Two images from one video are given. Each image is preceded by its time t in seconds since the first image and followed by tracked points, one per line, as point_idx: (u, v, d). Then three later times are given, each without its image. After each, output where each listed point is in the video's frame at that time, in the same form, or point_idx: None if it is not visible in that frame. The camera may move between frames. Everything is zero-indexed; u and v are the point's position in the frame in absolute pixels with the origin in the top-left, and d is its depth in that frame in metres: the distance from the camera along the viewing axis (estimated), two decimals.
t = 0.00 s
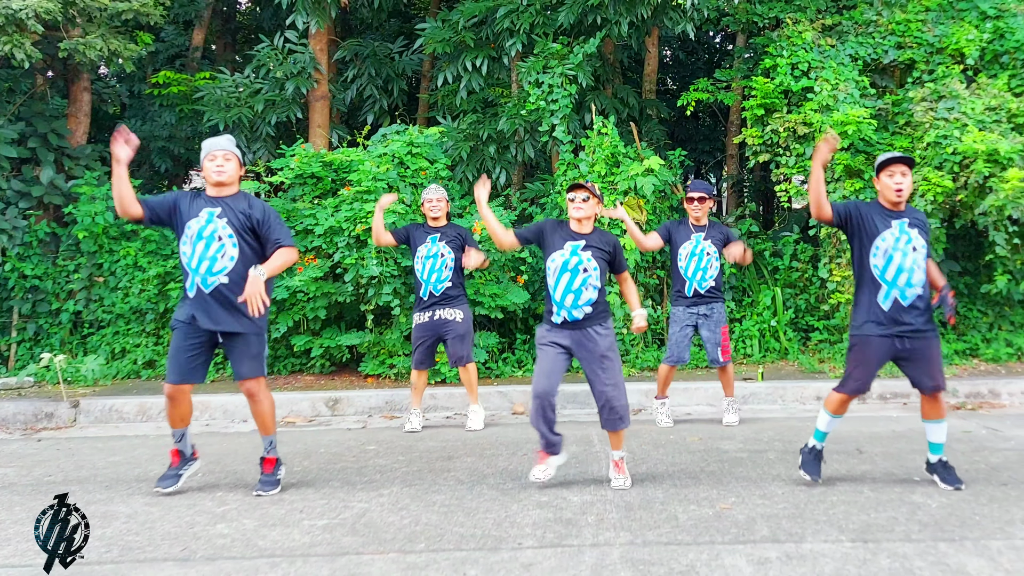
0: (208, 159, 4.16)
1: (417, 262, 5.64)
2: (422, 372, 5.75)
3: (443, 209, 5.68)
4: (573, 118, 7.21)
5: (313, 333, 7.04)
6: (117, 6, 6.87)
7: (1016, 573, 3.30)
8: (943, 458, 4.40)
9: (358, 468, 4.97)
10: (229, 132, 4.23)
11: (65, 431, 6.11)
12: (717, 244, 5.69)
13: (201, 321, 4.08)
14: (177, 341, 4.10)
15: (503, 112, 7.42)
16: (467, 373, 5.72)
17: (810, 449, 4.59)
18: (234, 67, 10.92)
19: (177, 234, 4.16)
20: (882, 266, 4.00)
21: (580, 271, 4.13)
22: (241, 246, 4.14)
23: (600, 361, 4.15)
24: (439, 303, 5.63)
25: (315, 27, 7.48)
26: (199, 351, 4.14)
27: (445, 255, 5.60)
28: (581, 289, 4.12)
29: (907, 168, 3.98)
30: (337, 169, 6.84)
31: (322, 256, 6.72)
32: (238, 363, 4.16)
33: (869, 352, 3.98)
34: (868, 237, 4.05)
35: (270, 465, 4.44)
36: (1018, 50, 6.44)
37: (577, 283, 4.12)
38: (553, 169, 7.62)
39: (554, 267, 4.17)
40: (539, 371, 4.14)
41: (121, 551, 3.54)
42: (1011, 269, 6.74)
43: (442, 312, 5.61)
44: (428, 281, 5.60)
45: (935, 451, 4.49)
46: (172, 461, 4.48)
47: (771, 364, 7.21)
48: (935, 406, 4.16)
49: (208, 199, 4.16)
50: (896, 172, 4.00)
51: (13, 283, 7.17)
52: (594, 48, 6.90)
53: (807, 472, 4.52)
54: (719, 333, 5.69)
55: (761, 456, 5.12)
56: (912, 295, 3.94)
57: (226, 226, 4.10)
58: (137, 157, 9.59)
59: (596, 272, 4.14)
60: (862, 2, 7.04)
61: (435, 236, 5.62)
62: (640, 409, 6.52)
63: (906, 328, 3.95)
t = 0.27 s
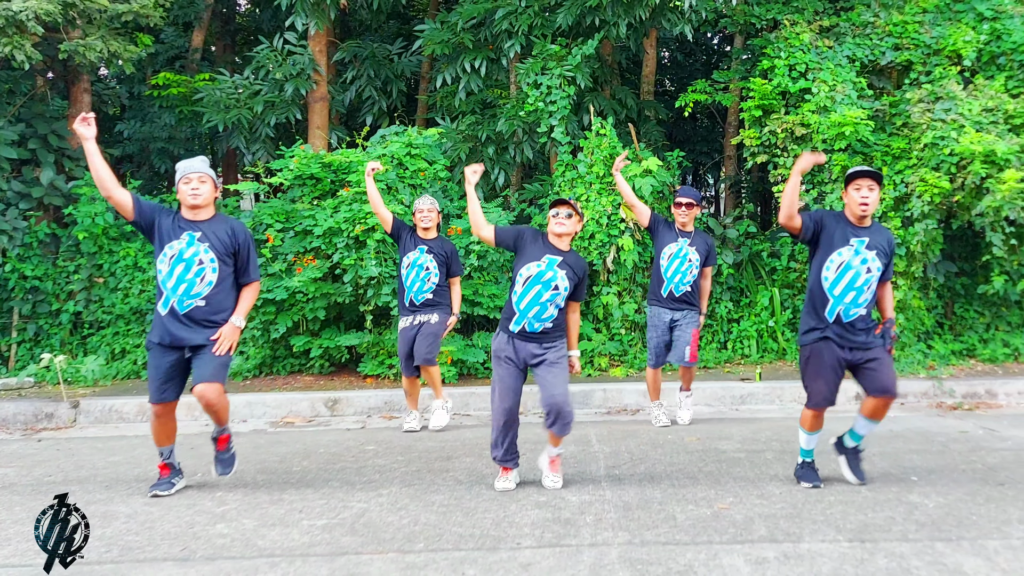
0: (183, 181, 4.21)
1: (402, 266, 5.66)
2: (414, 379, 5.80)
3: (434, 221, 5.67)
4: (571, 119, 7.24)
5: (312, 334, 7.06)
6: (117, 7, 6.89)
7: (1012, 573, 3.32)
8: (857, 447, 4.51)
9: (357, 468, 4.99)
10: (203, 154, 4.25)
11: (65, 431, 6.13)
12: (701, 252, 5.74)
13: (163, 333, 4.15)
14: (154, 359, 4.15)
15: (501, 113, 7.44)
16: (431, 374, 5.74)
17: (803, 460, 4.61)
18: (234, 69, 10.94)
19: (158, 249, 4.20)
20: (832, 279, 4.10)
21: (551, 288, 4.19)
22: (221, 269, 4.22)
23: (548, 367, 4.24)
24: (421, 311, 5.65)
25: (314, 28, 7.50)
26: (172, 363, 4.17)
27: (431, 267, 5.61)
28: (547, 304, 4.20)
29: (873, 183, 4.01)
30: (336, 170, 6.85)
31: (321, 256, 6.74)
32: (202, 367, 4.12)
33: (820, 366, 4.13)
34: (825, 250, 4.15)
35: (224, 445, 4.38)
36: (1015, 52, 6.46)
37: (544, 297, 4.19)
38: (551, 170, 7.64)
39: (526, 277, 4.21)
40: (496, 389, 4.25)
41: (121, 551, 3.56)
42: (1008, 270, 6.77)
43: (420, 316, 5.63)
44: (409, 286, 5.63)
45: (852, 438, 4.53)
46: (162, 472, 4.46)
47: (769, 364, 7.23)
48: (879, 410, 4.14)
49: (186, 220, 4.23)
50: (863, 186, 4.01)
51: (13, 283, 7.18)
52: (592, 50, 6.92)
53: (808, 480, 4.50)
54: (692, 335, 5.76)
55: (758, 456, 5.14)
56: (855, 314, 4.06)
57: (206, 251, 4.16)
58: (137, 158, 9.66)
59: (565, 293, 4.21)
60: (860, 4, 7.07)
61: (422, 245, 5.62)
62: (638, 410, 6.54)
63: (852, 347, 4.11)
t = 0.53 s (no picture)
0: (181, 163, 4.23)
1: (400, 258, 5.67)
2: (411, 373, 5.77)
3: (433, 215, 5.69)
4: (570, 120, 7.26)
5: (312, 334, 7.07)
6: (117, 9, 6.91)
7: (1009, 571, 3.34)
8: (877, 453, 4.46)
9: (356, 468, 5.01)
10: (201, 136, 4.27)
11: (65, 431, 6.14)
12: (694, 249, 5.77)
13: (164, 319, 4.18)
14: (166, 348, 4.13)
15: (500, 114, 7.45)
16: (428, 374, 5.72)
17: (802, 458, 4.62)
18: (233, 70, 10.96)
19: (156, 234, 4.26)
20: (814, 255, 4.14)
21: (546, 267, 4.23)
22: (218, 249, 4.22)
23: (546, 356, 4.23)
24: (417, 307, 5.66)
25: (313, 30, 7.52)
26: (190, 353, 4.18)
27: (429, 260, 5.64)
28: (542, 284, 4.22)
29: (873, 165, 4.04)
30: (335, 171, 6.88)
31: (320, 257, 6.75)
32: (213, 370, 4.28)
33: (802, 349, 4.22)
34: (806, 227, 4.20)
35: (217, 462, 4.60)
36: (1012, 53, 6.47)
37: (539, 278, 4.22)
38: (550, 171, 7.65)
39: (520, 258, 4.25)
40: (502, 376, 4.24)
41: (122, 550, 3.58)
42: (1005, 270, 6.79)
43: (417, 312, 5.65)
44: (406, 278, 5.65)
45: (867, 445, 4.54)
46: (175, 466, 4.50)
47: (766, 364, 7.25)
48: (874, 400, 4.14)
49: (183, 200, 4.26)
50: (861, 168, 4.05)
51: (14, 284, 7.20)
52: (591, 51, 6.94)
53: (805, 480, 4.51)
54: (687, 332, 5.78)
55: (756, 456, 5.15)
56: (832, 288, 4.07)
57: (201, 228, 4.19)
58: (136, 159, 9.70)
59: (560, 273, 4.25)
60: (857, 5, 7.09)
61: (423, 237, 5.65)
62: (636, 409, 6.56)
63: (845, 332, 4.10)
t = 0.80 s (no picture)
0: (193, 175, 4.19)
1: (406, 262, 5.70)
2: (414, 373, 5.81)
3: (433, 216, 5.74)
4: (568, 121, 7.28)
5: (311, 334, 7.10)
6: (117, 10, 6.93)
7: (1006, 571, 3.36)
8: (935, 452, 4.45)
9: (355, 468, 5.03)
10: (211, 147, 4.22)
11: (65, 431, 6.16)
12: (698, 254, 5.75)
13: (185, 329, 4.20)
14: (176, 356, 4.17)
15: (498, 115, 7.47)
16: (451, 372, 5.82)
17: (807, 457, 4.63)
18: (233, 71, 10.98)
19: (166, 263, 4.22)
20: (821, 280, 4.14)
21: (557, 280, 4.20)
22: (228, 260, 4.21)
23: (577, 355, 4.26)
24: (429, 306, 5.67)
25: (313, 31, 7.54)
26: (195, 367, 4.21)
27: (438, 259, 5.65)
28: (560, 297, 4.22)
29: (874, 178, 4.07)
30: (334, 172, 6.90)
31: (319, 257, 6.77)
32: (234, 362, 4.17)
33: (816, 360, 4.17)
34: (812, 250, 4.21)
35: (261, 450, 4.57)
36: (1009, 54, 6.47)
37: (554, 292, 4.21)
38: (548, 172, 7.67)
39: (531, 278, 4.25)
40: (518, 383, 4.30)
41: (122, 550, 3.59)
42: (1002, 271, 6.81)
43: (429, 312, 5.65)
44: (417, 281, 5.66)
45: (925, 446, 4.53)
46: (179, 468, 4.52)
47: (764, 364, 7.27)
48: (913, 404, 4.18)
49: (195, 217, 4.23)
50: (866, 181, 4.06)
51: (14, 284, 7.22)
52: (589, 52, 6.96)
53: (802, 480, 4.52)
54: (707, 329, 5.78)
55: (754, 456, 5.17)
56: (849, 308, 4.07)
57: (209, 244, 4.16)
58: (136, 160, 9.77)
59: (573, 281, 4.22)
60: (855, 7, 7.12)
61: (428, 239, 5.67)
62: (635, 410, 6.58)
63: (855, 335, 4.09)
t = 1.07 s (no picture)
0: (224, 180, 4.24)
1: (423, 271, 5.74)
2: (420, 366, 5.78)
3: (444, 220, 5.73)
4: (567, 122, 7.30)
5: (311, 335, 7.14)
6: (118, 12, 6.95)
7: (1003, 571, 3.37)
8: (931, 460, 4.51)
9: (354, 468, 5.05)
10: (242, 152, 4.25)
11: (65, 431, 6.18)
12: (713, 243, 5.74)
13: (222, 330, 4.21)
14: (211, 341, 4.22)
15: (497, 117, 7.48)
16: (467, 379, 5.85)
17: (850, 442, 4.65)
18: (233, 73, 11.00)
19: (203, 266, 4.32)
20: (869, 283, 4.11)
21: (586, 281, 4.24)
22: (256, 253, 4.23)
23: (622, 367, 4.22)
24: (449, 311, 5.71)
25: (312, 33, 7.56)
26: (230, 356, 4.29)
27: (453, 264, 5.68)
28: (594, 297, 4.24)
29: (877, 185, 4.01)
30: (333, 173, 6.92)
31: (319, 258, 6.79)
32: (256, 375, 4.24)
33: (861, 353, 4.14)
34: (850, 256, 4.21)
35: (288, 465, 4.58)
36: (1006, 55, 6.49)
37: (586, 294, 4.25)
38: (547, 173, 7.69)
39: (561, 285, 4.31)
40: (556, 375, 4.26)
41: (122, 550, 3.61)
42: (999, 272, 6.83)
43: (450, 317, 5.70)
44: (437, 289, 5.69)
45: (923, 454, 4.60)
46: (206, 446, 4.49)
47: (762, 365, 7.29)
48: (929, 413, 4.19)
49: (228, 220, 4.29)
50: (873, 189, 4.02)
51: (14, 285, 7.23)
52: (587, 54, 6.98)
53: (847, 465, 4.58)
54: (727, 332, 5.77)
55: (752, 456, 5.19)
56: (901, 299, 4.02)
57: (235, 241, 4.22)
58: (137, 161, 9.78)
59: (602, 279, 4.23)
60: (853, 8, 7.14)
61: (439, 246, 5.67)
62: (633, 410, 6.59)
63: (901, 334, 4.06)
